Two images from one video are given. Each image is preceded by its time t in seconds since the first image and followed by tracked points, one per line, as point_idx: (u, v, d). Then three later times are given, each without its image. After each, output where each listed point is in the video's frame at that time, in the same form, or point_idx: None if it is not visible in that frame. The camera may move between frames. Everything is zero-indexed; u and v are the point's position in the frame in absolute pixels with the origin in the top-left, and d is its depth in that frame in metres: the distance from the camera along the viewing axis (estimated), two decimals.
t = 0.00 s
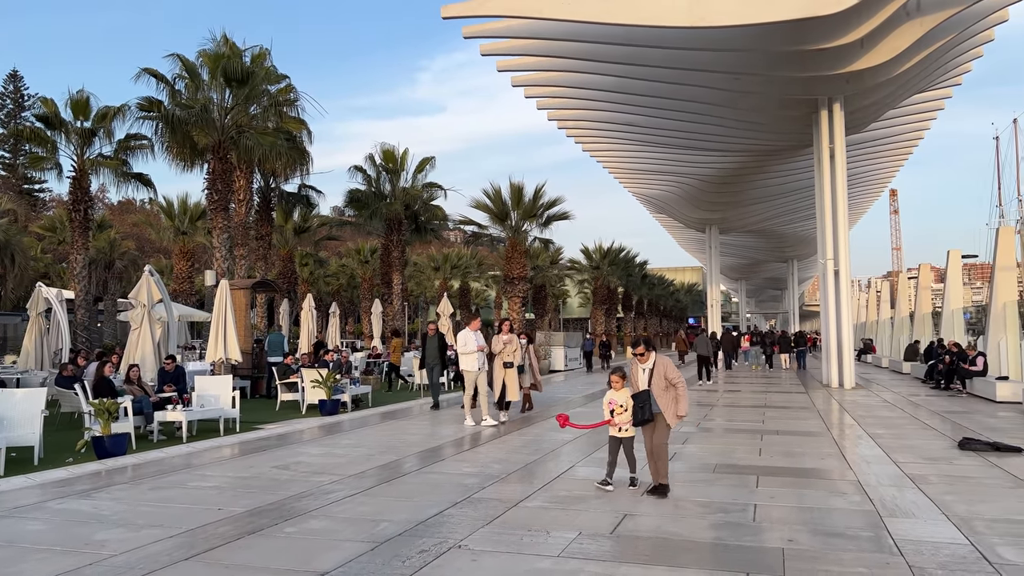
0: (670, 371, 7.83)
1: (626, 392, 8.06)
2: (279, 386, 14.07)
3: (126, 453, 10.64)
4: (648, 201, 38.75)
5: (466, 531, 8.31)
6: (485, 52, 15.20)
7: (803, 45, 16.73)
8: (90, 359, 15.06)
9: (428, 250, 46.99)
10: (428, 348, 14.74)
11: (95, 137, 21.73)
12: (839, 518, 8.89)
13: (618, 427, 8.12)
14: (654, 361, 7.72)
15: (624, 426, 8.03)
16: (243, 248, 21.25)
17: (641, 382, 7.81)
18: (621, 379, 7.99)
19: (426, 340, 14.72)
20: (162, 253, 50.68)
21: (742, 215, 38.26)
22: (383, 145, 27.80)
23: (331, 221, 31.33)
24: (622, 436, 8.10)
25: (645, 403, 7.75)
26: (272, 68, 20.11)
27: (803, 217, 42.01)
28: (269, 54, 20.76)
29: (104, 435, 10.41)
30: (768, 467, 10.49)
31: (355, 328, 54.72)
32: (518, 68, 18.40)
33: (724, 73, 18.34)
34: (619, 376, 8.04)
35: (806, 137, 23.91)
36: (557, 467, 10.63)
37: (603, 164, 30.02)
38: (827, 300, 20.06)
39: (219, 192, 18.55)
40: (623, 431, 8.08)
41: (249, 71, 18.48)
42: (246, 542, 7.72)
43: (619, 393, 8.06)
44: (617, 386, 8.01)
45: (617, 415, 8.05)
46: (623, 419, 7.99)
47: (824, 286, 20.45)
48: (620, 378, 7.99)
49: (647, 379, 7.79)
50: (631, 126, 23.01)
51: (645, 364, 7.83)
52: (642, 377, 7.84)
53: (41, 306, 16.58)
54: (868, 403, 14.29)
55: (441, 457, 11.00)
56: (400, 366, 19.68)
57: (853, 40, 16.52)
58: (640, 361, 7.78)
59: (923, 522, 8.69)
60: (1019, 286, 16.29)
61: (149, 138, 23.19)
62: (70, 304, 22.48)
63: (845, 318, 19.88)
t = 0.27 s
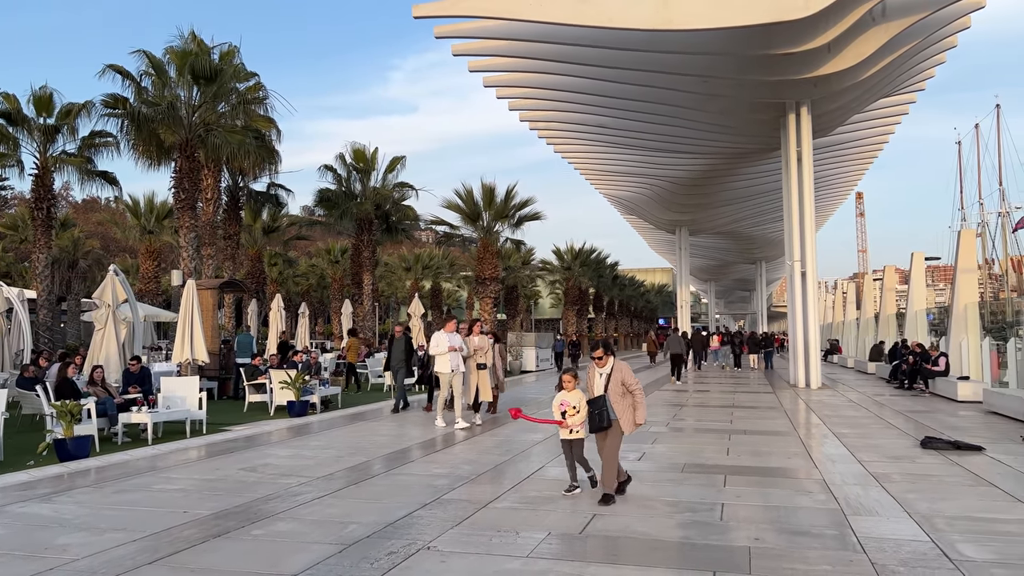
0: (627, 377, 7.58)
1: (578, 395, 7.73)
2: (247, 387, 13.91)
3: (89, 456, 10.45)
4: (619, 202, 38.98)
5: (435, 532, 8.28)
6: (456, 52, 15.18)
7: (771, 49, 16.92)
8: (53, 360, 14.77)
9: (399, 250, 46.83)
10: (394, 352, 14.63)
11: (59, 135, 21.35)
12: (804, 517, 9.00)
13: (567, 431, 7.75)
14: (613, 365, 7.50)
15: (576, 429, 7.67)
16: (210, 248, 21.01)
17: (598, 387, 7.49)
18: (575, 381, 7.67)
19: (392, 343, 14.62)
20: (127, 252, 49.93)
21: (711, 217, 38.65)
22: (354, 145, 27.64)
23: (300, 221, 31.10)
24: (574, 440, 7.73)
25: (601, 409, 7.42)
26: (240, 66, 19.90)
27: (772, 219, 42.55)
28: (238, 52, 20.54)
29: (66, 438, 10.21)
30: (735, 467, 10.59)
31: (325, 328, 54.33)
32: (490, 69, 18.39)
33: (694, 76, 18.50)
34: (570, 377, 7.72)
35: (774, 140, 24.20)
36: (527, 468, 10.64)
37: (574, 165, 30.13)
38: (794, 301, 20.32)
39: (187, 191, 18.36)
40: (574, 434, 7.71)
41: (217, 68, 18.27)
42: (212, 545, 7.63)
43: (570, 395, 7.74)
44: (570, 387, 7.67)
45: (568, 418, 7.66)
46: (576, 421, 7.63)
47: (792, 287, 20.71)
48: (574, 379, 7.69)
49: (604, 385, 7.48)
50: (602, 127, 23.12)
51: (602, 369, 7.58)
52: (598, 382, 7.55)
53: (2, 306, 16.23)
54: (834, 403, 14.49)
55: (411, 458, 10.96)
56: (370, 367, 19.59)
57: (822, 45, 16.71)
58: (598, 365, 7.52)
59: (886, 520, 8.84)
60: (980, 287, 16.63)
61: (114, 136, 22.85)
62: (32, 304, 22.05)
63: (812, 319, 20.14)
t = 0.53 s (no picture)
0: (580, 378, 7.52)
1: (534, 399, 7.66)
2: (214, 388, 13.74)
3: (51, 458, 10.24)
4: (590, 203, 39.16)
5: (405, 533, 8.25)
6: (428, 51, 15.14)
7: (740, 53, 17.12)
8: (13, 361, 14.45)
9: (369, 250, 46.58)
10: (359, 352, 14.42)
11: (20, 131, 20.91)
12: (771, 515, 9.11)
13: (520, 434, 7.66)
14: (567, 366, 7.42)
15: (529, 433, 7.57)
16: (177, 247, 20.74)
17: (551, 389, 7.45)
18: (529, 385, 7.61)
19: (357, 343, 14.42)
20: (91, 251, 49.03)
21: (681, 219, 38.99)
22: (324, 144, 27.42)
23: (269, 221, 30.81)
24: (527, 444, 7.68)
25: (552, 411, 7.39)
26: (208, 63, 19.66)
27: (740, 221, 43.05)
28: (206, 49, 20.29)
29: (27, 440, 10.00)
30: (703, 466, 10.69)
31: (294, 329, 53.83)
32: (461, 69, 18.38)
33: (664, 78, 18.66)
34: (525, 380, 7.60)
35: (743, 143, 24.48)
36: (497, 468, 10.64)
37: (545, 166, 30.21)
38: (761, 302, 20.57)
39: (153, 189, 18.15)
40: (527, 438, 7.65)
41: (185, 66, 18.04)
42: (178, 548, 7.52)
43: (524, 398, 7.63)
44: (524, 391, 7.58)
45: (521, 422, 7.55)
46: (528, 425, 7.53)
47: (759, 288, 20.97)
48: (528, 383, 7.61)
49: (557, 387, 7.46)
50: (574, 129, 23.20)
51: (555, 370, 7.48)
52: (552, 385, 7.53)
53: None
54: (800, 402, 14.70)
55: (381, 459, 10.91)
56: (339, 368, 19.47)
57: (789, 49, 16.93)
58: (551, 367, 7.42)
59: (851, 517, 8.98)
60: (942, 289, 16.96)
61: (78, 133, 22.44)
62: None
63: (779, 319, 20.40)
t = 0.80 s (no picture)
0: (531, 378, 7.42)
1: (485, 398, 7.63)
2: (180, 390, 13.55)
3: (10, 461, 10.02)
4: (561, 204, 39.29)
5: (373, 535, 8.20)
6: (398, 51, 15.08)
7: (709, 56, 17.29)
8: None
9: (339, 250, 46.24)
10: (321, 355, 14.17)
11: None
12: (738, 513, 9.21)
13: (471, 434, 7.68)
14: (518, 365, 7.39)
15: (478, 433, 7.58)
16: (142, 246, 20.43)
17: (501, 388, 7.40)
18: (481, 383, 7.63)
19: (319, 345, 14.16)
20: (52, 250, 48.06)
21: (650, 220, 39.28)
22: (292, 143, 27.16)
23: (237, 220, 30.47)
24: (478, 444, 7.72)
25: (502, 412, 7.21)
26: (175, 60, 19.38)
27: (709, 222, 43.48)
28: (172, 45, 20.01)
29: None
30: (672, 465, 10.78)
31: (262, 329, 53.24)
32: (433, 68, 18.33)
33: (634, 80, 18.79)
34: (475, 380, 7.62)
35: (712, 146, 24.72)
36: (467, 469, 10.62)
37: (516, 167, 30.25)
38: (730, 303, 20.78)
39: (117, 187, 17.86)
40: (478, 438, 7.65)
41: (151, 62, 17.78)
42: (142, 551, 7.41)
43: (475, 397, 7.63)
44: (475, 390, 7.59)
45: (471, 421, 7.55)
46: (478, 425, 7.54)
47: (728, 289, 21.19)
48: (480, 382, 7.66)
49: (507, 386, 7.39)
50: (545, 130, 23.26)
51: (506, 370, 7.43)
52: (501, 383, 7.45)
53: None
54: (767, 402, 14.88)
55: (350, 460, 10.83)
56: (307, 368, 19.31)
57: (757, 53, 17.14)
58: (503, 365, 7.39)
59: (816, 515, 9.11)
60: (906, 290, 17.26)
61: (39, 129, 21.98)
62: None
63: (746, 320, 20.64)
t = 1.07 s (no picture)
0: (487, 378, 6.93)
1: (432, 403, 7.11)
2: (144, 391, 13.34)
3: None
4: (531, 205, 39.37)
5: (341, 537, 8.15)
6: (368, 49, 14.99)
7: (678, 59, 17.44)
8: None
9: (308, 250, 45.86)
10: (280, 355, 14.16)
11: None
12: (705, 512, 9.30)
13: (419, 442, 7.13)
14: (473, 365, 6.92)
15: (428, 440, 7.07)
16: (105, 245, 20.07)
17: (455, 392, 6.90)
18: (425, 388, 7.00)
19: (277, 345, 14.19)
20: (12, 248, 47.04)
21: (620, 221, 39.51)
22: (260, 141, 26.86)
23: (203, 219, 30.08)
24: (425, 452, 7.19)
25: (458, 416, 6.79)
26: (140, 56, 19.08)
27: (678, 224, 43.87)
28: (137, 41, 19.71)
29: None
30: (640, 464, 10.86)
31: (229, 330, 52.59)
32: (404, 68, 18.26)
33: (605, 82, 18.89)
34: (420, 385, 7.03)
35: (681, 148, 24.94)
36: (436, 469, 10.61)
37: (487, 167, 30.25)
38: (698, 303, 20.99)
39: (80, 184, 17.55)
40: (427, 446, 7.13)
41: (115, 58, 17.51)
42: (103, 555, 7.28)
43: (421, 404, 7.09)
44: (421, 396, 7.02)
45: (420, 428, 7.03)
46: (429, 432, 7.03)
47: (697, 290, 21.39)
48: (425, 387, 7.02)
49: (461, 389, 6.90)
50: (515, 130, 23.29)
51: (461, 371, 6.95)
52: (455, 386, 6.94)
53: None
54: (735, 402, 15.05)
55: (318, 462, 10.75)
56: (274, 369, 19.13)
57: (725, 56, 17.32)
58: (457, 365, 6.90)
59: (781, 513, 9.24)
60: (869, 291, 17.54)
61: None
62: None
63: (714, 321, 20.86)
